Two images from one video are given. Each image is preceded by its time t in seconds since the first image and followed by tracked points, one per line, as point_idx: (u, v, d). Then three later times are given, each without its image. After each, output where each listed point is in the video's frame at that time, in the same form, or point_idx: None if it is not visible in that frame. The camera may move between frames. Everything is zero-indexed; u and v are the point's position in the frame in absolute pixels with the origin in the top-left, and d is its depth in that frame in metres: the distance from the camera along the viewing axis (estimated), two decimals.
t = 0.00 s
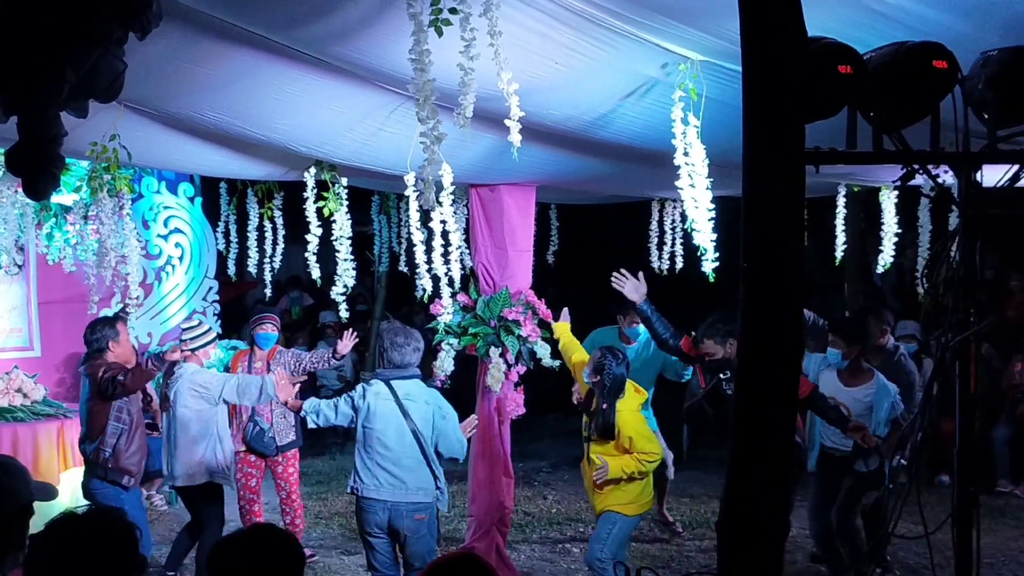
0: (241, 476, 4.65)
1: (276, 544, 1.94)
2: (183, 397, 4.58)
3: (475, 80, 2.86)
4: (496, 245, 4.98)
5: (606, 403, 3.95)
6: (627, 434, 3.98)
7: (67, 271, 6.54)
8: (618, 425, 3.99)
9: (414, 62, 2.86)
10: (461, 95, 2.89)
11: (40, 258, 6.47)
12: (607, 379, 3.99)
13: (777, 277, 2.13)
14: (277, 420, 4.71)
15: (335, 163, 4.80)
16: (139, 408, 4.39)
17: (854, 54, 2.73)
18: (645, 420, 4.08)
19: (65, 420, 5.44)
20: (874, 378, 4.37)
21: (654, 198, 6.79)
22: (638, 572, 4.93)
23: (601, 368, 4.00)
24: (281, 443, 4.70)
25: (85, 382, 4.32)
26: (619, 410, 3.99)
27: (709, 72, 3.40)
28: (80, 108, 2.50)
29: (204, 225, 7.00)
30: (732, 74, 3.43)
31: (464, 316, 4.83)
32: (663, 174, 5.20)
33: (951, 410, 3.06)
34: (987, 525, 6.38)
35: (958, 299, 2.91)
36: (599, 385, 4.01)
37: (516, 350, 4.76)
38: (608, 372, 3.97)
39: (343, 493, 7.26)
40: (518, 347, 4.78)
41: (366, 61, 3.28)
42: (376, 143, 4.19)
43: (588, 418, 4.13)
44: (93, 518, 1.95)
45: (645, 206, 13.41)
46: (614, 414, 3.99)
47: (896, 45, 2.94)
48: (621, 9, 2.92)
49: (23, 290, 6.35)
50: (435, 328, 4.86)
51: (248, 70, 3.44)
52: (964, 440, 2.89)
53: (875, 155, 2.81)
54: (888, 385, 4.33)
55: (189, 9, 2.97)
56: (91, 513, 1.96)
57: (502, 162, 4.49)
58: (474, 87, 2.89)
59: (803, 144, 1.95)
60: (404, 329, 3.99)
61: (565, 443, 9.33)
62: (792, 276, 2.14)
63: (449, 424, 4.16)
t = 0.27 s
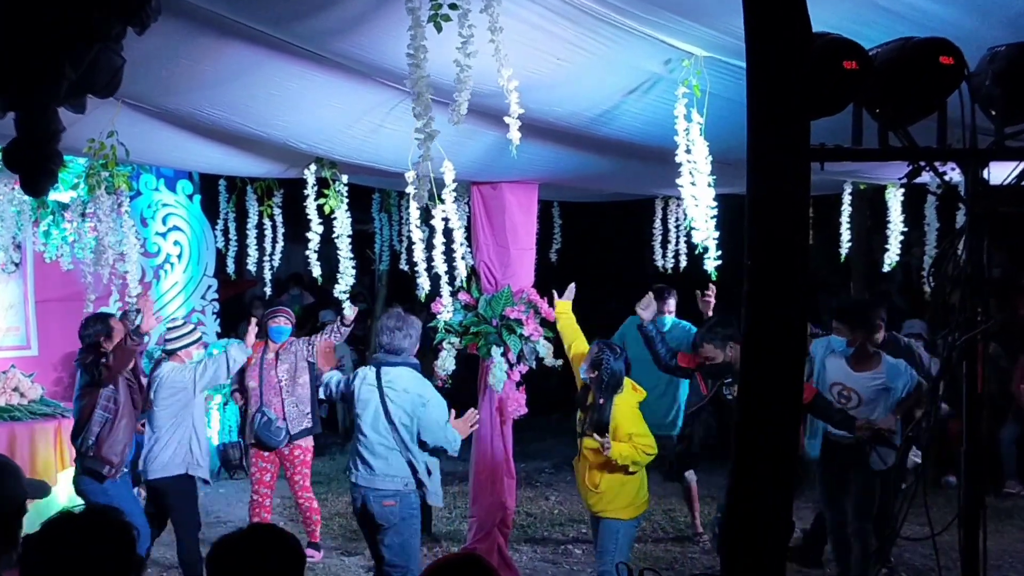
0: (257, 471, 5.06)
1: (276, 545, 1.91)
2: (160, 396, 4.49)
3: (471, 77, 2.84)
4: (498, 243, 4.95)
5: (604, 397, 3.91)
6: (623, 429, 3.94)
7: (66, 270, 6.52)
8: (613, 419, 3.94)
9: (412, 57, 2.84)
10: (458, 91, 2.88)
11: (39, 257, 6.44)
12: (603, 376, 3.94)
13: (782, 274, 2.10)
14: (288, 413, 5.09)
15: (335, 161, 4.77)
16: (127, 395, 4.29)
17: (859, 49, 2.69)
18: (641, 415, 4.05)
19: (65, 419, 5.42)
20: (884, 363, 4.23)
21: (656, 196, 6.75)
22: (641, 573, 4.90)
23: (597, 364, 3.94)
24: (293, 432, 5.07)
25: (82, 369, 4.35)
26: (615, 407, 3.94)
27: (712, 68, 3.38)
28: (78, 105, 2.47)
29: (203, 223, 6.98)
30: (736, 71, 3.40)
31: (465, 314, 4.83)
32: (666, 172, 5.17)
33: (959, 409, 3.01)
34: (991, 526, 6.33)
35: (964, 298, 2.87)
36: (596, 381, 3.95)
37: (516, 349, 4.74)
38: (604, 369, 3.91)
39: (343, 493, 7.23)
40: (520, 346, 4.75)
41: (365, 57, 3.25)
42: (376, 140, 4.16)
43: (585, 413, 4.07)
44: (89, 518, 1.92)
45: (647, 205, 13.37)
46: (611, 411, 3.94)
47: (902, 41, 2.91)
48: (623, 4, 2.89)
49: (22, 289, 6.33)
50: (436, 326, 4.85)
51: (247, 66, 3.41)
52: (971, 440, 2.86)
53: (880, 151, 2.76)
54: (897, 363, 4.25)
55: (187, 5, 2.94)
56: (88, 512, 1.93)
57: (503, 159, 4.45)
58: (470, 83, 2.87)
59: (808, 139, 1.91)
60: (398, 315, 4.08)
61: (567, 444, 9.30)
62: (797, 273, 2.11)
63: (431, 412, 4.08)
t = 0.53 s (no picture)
0: (269, 467, 5.07)
1: (278, 544, 1.92)
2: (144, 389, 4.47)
3: (473, 76, 2.84)
4: (500, 241, 4.95)
5: (609, 396, 3.92)
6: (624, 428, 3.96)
7: (68, 268, 6.53)
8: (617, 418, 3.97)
9: (415, 56, 2.84)
10: (459, 91, 2.88)
11: (41, 256, 6.45)
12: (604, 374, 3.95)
13: (784, 273, 2.10)
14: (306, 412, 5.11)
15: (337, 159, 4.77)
16: (127, 392, 4.28)
17: (861, 48, 2.69)
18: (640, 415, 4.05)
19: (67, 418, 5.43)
20: (891, 358, 4.19)
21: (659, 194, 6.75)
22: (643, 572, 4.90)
23: (598, 363, 3.94)
24: (316, 430, 5.09)
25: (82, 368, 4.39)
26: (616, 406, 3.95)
27: (715, 67, 3.38)
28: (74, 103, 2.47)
29: (205, 222, 6.98)
30: (738, 69, 3.41)
31: (467, 313, 4.83)
32: (668, 170, 5.17)
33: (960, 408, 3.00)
34: (993, 526, 6.33)
35: (966, 297, 2.87)
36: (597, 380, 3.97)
37: (518, 348, 4.74)
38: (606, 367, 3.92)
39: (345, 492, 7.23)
40: (522, 344, 4.75)
41: (367, 56, 3.25)
42: (378, 139, 4.16)
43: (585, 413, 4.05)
44: (91, 516, 1.92)
45: (648, 204, 13.37)
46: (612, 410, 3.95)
47: (905, 39, 2.91)
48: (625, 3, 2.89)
49: (24, 287, 6.33)
50: (438, 324, 4.85)
51: (249, 65, 3.42)
52: (973, 439, 2.86)
53: (884, 150, 2.76)
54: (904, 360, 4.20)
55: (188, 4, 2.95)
56: (90, 511, 1.94)
57: (504, 158, 4.45)
58: (472, 83, 2.87)
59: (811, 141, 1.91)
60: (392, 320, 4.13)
61: (569, 443, 9.30)
62: (799, 272, 2.11)
63: (401, 409, 4.03)
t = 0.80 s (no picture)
0: (274, 466, 5.14)
1: (278, 543, 1.92)
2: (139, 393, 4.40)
3: (475, 74, 2.84)
4: (501, 240, 4.95)
5: (613, 397, 3.91)
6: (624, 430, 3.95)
7: (68, 266, 6.52)
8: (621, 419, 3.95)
9: (417, 56, 2.84)
10: (463, 91, 2.88)
11: (41, 254, 6.44)
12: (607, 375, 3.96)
13: (785, 273, 2.10)
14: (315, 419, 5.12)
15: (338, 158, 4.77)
16: (123, 393, 4.29)
17: (862, 47, 2.69)
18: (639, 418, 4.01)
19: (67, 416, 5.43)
20: (896, 377, 4.17)
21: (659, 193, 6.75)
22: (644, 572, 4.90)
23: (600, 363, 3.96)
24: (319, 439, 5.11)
25: (77, 367, 4.39)
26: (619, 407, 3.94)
27: (716, 65, 3.37)
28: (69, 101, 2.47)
29: (206, 221, 6.97)
30: (740, 67, 3.40)
31: (467, 313, 4.81)
32: (669, 169, 5.16)
33: (960, 407, 3.00)
34: (994, 525, 6.32)
35: (967, 296, 2.87)
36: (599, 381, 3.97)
37: (519, 348, 4.73)
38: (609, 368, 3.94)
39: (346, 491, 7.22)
40: (523, 344, 4.73)
41: (367, 55, 3.25)
42: (379, 138, 4.15)
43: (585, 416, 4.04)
44: (89, 515, 1.92)
45: (649, 203, 13.37)
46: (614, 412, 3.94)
47: (906, 38, 2.91)
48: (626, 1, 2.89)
49: (24, 285, 6.33)
50: (438, 324, 4.85)
51: (249, 64, 3.41)
52: (973, 439, 2.85)
53: (884, 148, 2.76)
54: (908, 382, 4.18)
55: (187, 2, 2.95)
56: (89, 509, 1.94)
57: (505, 157, 4.45)
58: (474, 82, 2.87)
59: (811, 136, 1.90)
60: (377, 315, 4.08)
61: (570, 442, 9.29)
62: (800, 272, 2.11)
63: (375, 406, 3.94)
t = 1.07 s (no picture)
0: (285, 459, 5.20)
1: (280, 542, 1.91)
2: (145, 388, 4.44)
3: (480, 73, 2.85)
4: (503, 239, 4.95)
5: (599, 393, 3.92)
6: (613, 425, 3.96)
7: (70, 265, 6.53)
8: (610, 414, 3.97)
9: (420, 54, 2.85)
10: (469, 88, 2.89)
11: (43, 253, 6.45)
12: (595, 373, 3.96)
13: (788, 271, 2.10)
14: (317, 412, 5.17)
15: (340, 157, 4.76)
16: (112, 390, 4.32)
17: (865, 46, 2.69)
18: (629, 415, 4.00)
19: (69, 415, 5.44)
20: (890, 360, 4.22)
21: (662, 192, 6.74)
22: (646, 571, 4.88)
23: (587, 361, 3.97)
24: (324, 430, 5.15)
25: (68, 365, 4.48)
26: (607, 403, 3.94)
27: (719, 64, 3.37)
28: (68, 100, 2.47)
29: (208, 220, 6.97)
30: (742, 66, 3.40)
31: (469, 311, 4.81)
32: (671, 168, 5.16)
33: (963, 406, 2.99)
34: (997, 525, 6.29)
35: (971, 295, 2.86)
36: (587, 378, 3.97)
37: (521, 346, 4.74)
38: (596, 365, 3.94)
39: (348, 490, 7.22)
40: (525, 342, 4.75)
41: (369, 54, 3.25)
42: (381, 137, 4.15)
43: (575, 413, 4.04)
44: (90, 514, 1.92)
45: (651, 202, 13.36)
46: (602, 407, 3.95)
47: (909, 37, 2.90)
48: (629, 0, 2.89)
49: (26, 284, 6.33)
50: (441, 322, 4.85)
51: (251, 62, 3.41)
52: (976, 437, 2.85)
53: (886, 148, 2.76)
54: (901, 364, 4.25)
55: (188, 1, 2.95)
56: (89, 508, 1.94)
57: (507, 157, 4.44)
58: (480, 80, 2.88)
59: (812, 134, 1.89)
60: (374, 315, 4.03)
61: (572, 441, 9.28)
62: (802, 269, 2.11)
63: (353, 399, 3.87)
